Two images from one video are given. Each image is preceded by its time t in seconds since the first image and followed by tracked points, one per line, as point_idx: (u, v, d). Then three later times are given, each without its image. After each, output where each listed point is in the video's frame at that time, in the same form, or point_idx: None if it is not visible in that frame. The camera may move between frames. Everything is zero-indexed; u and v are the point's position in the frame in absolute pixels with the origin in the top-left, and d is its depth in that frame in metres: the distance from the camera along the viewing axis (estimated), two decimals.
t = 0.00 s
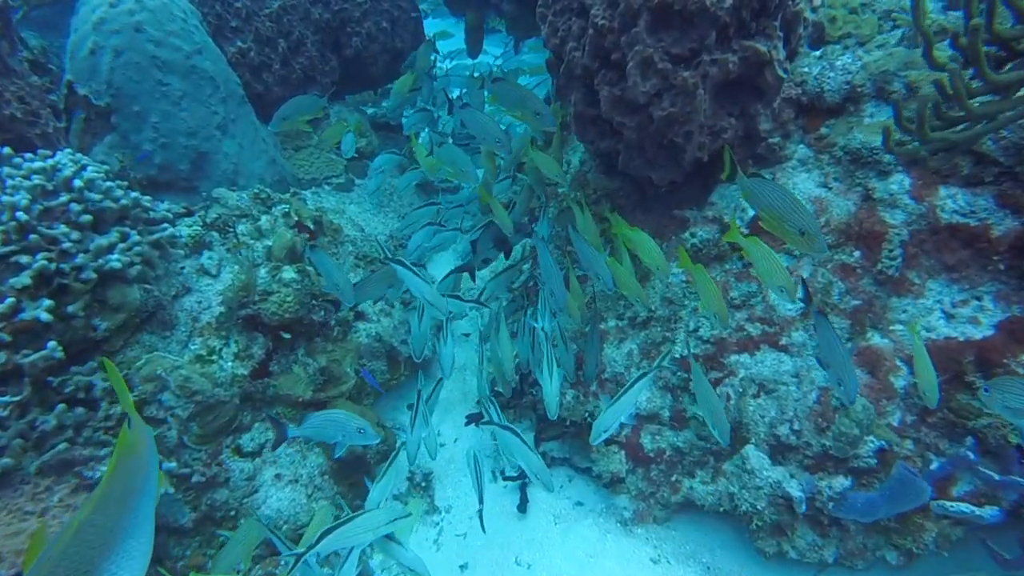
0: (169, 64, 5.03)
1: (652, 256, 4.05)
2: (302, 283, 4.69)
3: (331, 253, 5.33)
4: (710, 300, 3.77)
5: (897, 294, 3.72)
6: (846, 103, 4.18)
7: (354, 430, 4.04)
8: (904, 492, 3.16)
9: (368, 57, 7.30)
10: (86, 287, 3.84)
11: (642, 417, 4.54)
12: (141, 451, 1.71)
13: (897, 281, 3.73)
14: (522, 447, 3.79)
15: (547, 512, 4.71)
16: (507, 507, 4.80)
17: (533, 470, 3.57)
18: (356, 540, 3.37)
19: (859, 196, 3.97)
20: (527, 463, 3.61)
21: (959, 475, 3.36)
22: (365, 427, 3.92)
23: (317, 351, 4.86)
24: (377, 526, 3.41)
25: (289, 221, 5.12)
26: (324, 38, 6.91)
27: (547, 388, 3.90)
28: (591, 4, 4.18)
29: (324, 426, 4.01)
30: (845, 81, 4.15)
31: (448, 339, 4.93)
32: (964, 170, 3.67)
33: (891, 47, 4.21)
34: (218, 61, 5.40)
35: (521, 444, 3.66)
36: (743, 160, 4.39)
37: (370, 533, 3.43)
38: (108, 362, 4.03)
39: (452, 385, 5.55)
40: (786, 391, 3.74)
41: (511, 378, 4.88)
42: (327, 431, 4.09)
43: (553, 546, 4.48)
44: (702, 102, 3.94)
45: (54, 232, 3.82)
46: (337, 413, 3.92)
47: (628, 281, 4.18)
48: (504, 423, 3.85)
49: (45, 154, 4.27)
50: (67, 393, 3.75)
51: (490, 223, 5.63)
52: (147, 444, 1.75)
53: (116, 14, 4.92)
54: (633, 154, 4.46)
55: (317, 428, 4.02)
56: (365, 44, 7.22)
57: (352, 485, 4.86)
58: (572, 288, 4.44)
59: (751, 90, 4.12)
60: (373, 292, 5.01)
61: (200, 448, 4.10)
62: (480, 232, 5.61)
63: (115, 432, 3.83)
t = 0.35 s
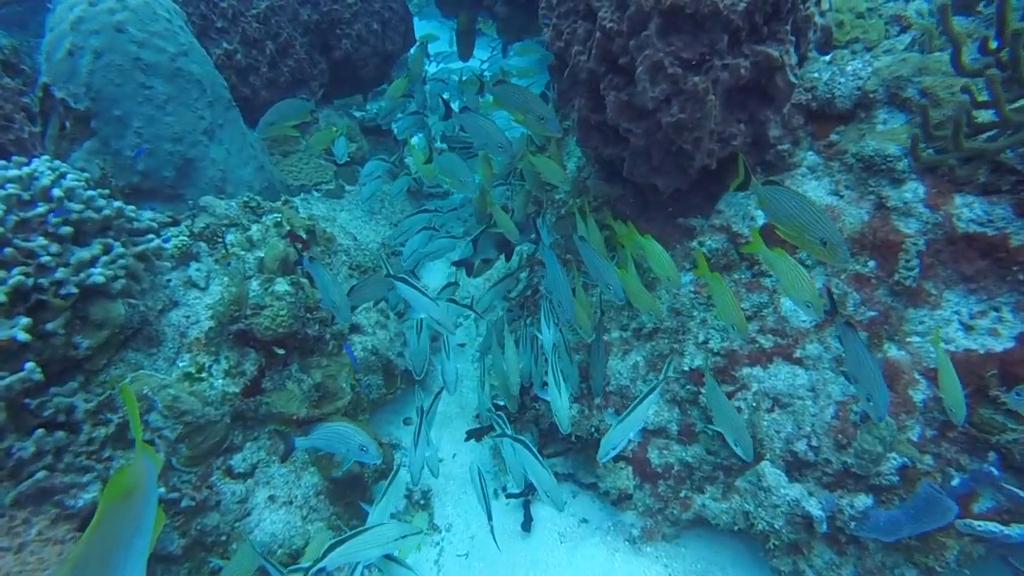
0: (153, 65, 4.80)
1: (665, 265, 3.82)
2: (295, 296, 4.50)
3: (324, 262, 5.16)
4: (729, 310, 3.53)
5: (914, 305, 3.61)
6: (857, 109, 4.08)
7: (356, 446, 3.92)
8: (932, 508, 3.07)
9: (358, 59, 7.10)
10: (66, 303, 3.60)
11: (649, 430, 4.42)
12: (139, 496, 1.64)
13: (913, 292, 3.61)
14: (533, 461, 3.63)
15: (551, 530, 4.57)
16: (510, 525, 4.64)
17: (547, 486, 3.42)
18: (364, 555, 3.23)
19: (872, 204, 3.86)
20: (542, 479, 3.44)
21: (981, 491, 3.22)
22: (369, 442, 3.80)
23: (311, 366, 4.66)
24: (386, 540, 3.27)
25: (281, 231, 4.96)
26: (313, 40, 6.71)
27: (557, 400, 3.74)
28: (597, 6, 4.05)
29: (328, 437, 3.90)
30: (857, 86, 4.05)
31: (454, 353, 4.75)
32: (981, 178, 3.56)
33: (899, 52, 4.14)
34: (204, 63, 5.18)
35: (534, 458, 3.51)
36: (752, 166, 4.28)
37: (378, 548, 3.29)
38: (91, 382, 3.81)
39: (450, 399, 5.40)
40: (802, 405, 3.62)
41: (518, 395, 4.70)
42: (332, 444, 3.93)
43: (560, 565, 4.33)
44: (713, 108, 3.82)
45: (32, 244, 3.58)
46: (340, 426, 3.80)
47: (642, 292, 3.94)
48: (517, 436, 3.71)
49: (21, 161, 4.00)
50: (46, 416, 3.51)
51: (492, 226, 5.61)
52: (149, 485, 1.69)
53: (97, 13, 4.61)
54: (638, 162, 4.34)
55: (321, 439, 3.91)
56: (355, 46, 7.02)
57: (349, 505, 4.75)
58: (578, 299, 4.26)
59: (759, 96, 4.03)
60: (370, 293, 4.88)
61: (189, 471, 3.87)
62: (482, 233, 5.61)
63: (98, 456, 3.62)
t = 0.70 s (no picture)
0: (140, 69, 4.59)
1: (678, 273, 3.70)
2: (293, 310, 4.31)
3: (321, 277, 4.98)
4: (749, 320, 3.37)
5: (932, 316, 3.49)
6: (870, 116, 4.00)
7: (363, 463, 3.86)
8: (959, 527, 2.88)
9: (350, 62, 6.92)
10: (51, 320, 3.40)
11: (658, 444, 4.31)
12: (139, 538, 1.92)
13: (932, 302, 3.49)
14: (546, 477, 3.58)
15: (560, 549, 4.43)
16: (517, 543, 4.49)
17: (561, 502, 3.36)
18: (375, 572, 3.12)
19: (887, 213, 3.76)
20: (556, 494, 3.38)
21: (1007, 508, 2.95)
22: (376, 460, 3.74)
23: (309, 382, 4.48)
24: (395, 559, 3.16)
25: (276, 242, 4.81)
26: (304, 44, 6.53)
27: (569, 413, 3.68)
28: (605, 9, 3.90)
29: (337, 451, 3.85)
30: (869, 93, 3.97)
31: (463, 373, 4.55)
32: (999, 186, 3.39)
33: (911, 57, 4.07)
34: (193, 67, 4.98)
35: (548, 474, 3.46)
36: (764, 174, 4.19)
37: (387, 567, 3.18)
38: (77, 404, 3.60)
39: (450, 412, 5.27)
40: (821, 420, 3.50)
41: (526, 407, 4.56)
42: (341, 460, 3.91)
43: None
44: (726, 115, 3.72)
45: (15, 260, 3.38)
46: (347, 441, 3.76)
47: (653, 302, 3.84)
48: (530, 451, 3.67)
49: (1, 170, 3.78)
50: (31, 442, 3.26)
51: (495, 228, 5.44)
52: (149, 527, 1.97)
53: (81, 14, 4.38)
54: (646, 169, 4.23)
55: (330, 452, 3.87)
56: (347, 49, 6.85)
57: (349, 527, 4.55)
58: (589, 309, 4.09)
59: (770, 103, 3.95)
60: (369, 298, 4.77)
61: (183, 494, 3.70)
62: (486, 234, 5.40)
63: (85, 482, 3.40)
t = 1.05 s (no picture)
0: (128, 77, 4.38)
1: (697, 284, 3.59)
2: (294, 328, 4.14)
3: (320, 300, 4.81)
4: (774, 332, 3.26)
5: (958, 329, 3.39)
6: (886, 124, 3.93)
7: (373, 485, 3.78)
8: (998, 554, 2.80)
9: (343, 69, 6.74)
10: (39, 344, 3.20)
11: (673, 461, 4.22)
12: None
13: (957, 315, 3.41)
14: (565, 495, 3.46)
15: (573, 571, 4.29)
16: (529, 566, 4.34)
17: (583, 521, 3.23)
18: None
19: (907, 223, 3.67)
20: (577, 513, 3.25)
21: None
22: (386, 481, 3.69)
23: (309, 403, 4.30)
24: None
25: (274, 256, 4.65)
26: (296, 49, 6.35)
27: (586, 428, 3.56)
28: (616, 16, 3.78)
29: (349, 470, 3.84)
30: (885, 100, 3.90)
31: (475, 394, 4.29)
32: None
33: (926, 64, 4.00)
34: (183, 75, 4.79)
35: (568, 493, 3.34)
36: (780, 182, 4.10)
37: None
38: (67, 432, 3.39)
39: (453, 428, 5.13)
40: (846, 437, 3.43)
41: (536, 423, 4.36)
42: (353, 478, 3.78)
43: None
44: (742, 124, 3.62)
45: None
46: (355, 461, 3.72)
47: (670, 315, 3.75)
48: (547, 468, 3.55)
49: None
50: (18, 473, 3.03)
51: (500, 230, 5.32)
52: None
53: (66, 20, 4.18)
54: (658, 179, 4.12)
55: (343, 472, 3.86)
56: (340, 55, 6.68)
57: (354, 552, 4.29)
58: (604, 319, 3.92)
59: (785, 112, 3.85)
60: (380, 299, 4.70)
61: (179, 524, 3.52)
62: (492, 235, 5.28)
63: (79, 513, 3.16)
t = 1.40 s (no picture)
0: (120, 87, 4.21)
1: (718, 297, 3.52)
2: (298, 346, 4.00)
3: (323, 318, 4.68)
4: (801, 344, 3.21)
5: (983, 341, 3.32)
6: (902, 131, 3.88)
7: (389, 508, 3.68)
8: None
9: (338, 76, 6.60)
10: (32, 369, 3.03)
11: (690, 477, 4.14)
12: None
13: (982, 326, 3.34)
14: (587, 512, 3.35)
15: None
16: None
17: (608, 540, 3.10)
18: None
19: (926, 231, 3.59)
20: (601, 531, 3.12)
21: None
22: (402, 505, 3.61)
23: (314, 424, 4.14)
24: None
25: (274, 271, 4.51)
26: (290, 56, 6.21)
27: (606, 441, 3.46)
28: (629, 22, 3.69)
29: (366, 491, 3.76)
30: (902, 107, 3.86)
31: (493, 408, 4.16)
32: None
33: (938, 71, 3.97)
34: (177, 84, 4.62)
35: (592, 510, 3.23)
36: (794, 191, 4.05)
37: None
38: (61, 461, 3.21)
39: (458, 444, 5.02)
40: (872, 453, 3.34)
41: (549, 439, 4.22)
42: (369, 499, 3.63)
43: None
44: (759, 132, 3.53)
45: None
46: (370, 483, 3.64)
47: (690, 327, 3.68)
48: (566, 485, 3.44)
49: None
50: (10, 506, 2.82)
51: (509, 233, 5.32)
52: None
53: (54, 27, 3.99)
54: (670, 189, 4.03)
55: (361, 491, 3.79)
56: (335, 62, 6.53)
57: None
58: (619, 330, 3.82)
59: (802, 120, 3.78)
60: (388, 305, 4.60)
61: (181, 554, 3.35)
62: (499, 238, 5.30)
63: (74, 546, 2.97)
